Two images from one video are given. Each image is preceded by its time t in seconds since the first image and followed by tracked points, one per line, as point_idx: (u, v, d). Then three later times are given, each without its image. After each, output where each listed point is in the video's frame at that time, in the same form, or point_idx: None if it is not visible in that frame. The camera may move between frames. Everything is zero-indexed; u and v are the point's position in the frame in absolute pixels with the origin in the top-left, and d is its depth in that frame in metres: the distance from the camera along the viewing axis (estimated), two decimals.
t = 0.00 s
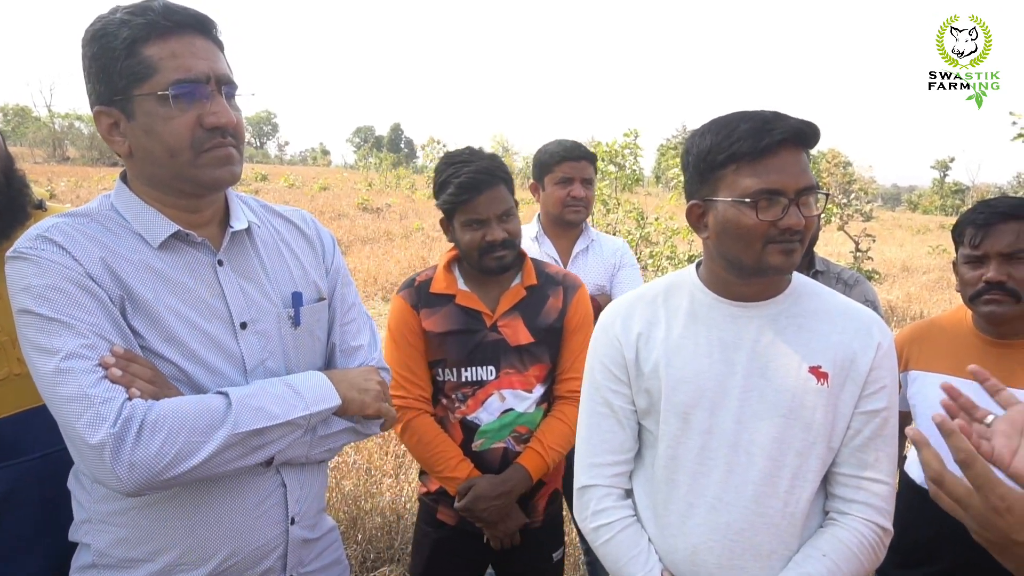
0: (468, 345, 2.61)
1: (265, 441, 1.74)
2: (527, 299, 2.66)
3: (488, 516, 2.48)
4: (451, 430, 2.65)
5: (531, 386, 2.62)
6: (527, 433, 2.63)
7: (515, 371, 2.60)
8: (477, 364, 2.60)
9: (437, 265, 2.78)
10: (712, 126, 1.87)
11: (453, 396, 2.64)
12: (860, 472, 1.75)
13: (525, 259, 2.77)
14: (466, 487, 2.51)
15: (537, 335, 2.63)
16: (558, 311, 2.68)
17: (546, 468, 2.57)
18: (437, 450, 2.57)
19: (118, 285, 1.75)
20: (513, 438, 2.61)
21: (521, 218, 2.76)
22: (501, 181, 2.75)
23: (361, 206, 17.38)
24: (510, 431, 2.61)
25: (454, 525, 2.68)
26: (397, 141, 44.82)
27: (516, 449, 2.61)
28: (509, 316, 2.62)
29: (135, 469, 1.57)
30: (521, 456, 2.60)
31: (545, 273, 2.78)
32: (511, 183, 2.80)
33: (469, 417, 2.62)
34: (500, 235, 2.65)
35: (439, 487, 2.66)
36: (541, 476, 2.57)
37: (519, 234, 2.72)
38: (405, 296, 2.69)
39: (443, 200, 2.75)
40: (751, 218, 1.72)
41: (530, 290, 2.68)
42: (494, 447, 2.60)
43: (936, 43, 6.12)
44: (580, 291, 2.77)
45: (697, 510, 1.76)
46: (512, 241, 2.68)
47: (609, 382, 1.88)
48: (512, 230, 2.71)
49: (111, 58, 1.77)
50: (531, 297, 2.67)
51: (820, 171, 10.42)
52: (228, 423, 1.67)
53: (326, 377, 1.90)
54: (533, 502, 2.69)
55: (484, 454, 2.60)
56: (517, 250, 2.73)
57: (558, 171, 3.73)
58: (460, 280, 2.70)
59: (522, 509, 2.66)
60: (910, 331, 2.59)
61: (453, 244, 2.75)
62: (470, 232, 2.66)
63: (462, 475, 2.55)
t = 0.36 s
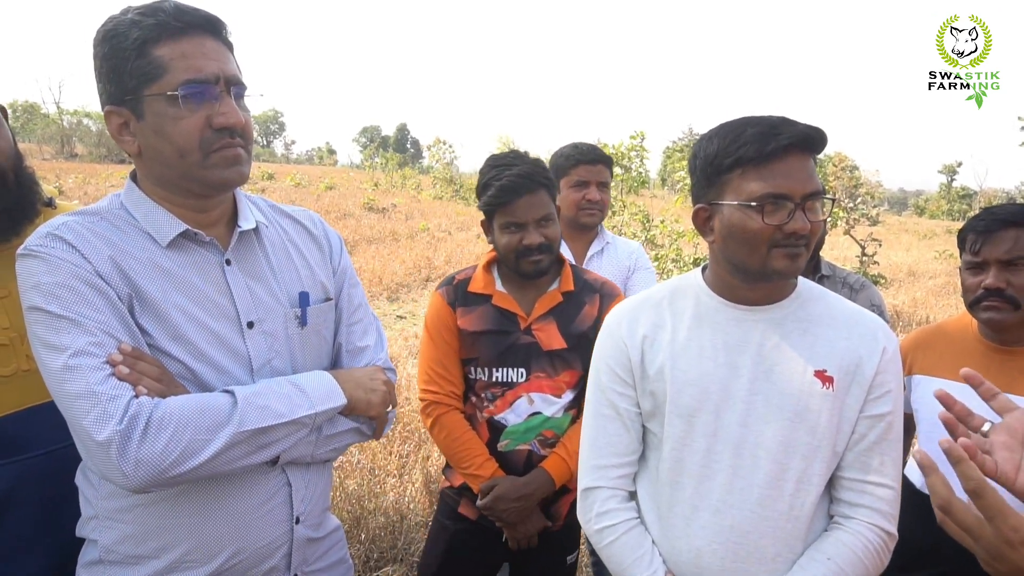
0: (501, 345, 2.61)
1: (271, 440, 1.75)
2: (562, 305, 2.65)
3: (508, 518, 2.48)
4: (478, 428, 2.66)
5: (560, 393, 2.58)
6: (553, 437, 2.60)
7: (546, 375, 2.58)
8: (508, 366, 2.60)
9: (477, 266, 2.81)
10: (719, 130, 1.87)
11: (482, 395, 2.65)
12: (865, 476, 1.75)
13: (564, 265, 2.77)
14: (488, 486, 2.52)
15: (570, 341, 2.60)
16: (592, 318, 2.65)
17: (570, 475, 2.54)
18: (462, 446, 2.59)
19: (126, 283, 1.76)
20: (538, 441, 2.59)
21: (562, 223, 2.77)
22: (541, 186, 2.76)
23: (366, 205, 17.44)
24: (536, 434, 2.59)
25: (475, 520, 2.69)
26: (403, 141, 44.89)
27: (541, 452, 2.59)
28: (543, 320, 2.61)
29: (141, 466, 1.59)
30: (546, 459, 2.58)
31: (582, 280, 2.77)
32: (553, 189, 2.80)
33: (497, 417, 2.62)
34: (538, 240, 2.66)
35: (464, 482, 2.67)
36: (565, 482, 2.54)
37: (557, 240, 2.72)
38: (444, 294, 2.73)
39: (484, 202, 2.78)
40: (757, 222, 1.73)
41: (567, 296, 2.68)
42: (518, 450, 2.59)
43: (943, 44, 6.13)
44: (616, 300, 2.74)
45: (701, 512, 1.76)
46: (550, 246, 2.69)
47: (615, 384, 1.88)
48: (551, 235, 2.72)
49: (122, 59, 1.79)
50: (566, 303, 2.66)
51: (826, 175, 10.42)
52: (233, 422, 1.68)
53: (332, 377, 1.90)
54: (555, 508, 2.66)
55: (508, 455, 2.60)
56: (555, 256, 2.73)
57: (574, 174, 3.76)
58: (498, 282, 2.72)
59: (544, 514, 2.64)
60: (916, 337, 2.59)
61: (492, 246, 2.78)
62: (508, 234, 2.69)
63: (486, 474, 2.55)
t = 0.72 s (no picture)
0: (487, 343, 2.63)
1: (273, 441, 1.76)
2: (548, 304, 2.68)
3: (494, 517, 2.49)
4: (462, 426, 2.67)
5: (544, 391, 2.62)
6: (537, 436, 2.62)
7: (530, 373, 2.61)
8: (493, 364, 2.63)
9: (463, 264, 2.81)
10: (721, 134, 1.87)
11: (466, 394, 2.66)
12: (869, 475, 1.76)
13: (551, 265, 2.79)
14: (475, 485, 2.53)
15: (555, 341, 2.63)
16: (578, 318, 2.68)
17: (554, 474, 2.55)
18: (447, 446, 2.60)
19: (130, 286, 1.77)
20: (522, 439, 2.61)
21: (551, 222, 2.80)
22: (533, 184, 2.79)
23: (368, 206, 17.47)
24: (520, 433, 2.61)
25: (457, 520, 2.69)
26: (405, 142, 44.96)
27: (525, 451, 2.61)
28: (529, 319, 2.64)
29: (145, 468, 1.59)
30: (530, 458, 2.60)
31: (569, 280, 2.79)
32: (543, 187, 2.83)
33: (481, 415, 2.64)
34: (527, 238, 2.68)
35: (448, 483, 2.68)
36: (549, 482, 2.55)
37: (547, 238, 2.75)
38: (431, 292, 2.73)
39: (474, 198, 2.79)
40: (756, 226, 1.73)
41: (552, 295, 2.70)
42: (502, 448, 2.61)
43: (943, 45, 6.18)
44: (602, 300, 2.77)
45: (701, 510, 1.77)
46: (539, 244, 2.71)
47: (614, 384, 1.88)
48: (540, 233, 2.75)
49: (129, 60, 1.80)
50: (552, 303, 2.69)
51: (827, 177, 10.44)
52: (236, 424, 1.68)
53: (334, 379, 1.91)
54: (539, 508, 2.65)
55: (491, 454, 2.62)
56: (542, 254, 2.76)
57: (580, 177, 3.75)
58: (485, 280, 2.73)
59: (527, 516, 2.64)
60: (916, 340, 2.61)
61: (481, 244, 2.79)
62: (497, 231, 2.70)
63: (472, 473, 2.57)
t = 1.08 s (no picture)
0: (441, 344, 2.67)
1: (274, 443, 1.76)
2: (501, 302, 2.72)
3: (451, 514, 2.52)
4: (419, 426, 2.68)
5: (500, 388, 2.67)
6: (493, 433, 2.65)
7: (484, 372, 2.66)
8: (448, 364, 2.66)
9: (416, 265, 2.85)
10: (735, 135, 1.85)
11: (422, 394, 2.68)
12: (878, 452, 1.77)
13: (503, 262, 2.84)
14: (431, 484, 2.56)
15: (509, 338, 2.68)
16: (531, 315, 2.72)
17: (510, 470, 2.60)
18: (406, 447, 2.60)
19: (132, 288, 1.78)
20: (479, 437, 2.65)
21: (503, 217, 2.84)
22: (483, 180, 2.83)
23: (367, 208, 17.47)
24: (477, 430, 2.65)
25: (422, 517, 2.70)
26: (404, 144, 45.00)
27: (481, 448, 2.64)
28: (482, 318, 2.68)
29: (146, 470, 1.60)
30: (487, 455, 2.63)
31: (523, 276, 2.83)
32: (494, 183, 2.88)
33: (438, 415, 2.66)
34: (479, 234, 2.72)
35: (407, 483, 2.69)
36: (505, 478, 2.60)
37: (500, 233, 2.78)
38: (383, 294, 2.76)
39: (426, 195, 2.83)
40: (743, 236, 1.74)
41: (505, 293, 2.74)
42: (460, 446, 2.64)
43: (943, 44, 6.19)
44: (556, 296, 2.80)
45: (704, 506, 1.77)
46: (492, 239, 2.76)
47: (614, 383, 1.89)
48: (493, 228, 2.78)
49: (131, 63, 1.80)
50: (505, 300, 2.73)
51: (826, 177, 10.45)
52: (237, 426, 1.69)
53: (335, 381, 1.91)
54: (503, 501, 2.70)
55: (450, 451, 2.64)
56: (495, 250, 2.80)
57: (580, 177, 3.77)
58: (437, 280, 2.77)
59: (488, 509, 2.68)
60: (917, 336, 2.61)
61: (434, 242, 2.83)
62: (450, 227, 2.74)
63: (428, 473, 2.59)
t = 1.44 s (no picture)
0: (422, 344, 2.68)
1: (279, 445, 1.76)
2: (479, 301, 2.75)
3: (439, 514, 2.51)
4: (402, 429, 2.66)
5: (482, 385, 2.69)
6: (478, 431, 2.68)
7: (467, 370, 2.68)
8: (429, 364, 2.67)
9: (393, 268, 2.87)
10: (727, 133, 1.88)
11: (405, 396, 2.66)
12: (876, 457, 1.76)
13: (480, 262, 2.87)
14: (418, 485, 2.54)
15: (489, 336, 2.71)
16: (510, 313, 2.75)
17: (496, 467, 2.62)
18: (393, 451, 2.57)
19: (137, 289, 1.78)
20: (463, 435, 2.66)
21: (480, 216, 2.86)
22: (460, 179, 2.85)
23: (369, 209, 17.48)
24: (461, 429, 2.66)
25: (410, 522, 2.70)
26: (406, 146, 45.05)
27: (467, 446, 2.66)
28: (461, 317, 2.70)
29: (152, 471, 1.60)
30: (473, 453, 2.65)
31: (499, 275, 2.87)
32: (470, 183, 2.90)
33: (421, 415, 2.65)
34: (457, 232, 2.74)
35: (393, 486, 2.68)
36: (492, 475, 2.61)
37: (477, 232, 2.82)
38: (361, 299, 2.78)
39: (402, 196, 2.84)
40: (762, 215, 1.75)
41: (483, 292, 2.78)
42: (445, 446, 2.64)
43: (944, 44, 6.21)
44: (533, 293, 2.85)
45: (711, 504, 1.77)
46: (469, 238, 2.78)
47: (619, 384, 1.88)
48: (470, 227, 2.80)
49: (136, 65, 1.81)
50: (483, 299, 2.76)
51: (828, 178, 10.44)
52: (243, 427, 1.69)
53: (339, 382, 1.91)
54: (488, 500, 2.71)
55: (435, 451, 2.64)
56: (472, 249, 2.83)
57: (582, 178, 3.77)
58: (415, 282, 2.80)
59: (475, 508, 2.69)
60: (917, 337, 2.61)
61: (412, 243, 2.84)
62: (428, 227, 2.75)
63: (415, 474, 2.58)
